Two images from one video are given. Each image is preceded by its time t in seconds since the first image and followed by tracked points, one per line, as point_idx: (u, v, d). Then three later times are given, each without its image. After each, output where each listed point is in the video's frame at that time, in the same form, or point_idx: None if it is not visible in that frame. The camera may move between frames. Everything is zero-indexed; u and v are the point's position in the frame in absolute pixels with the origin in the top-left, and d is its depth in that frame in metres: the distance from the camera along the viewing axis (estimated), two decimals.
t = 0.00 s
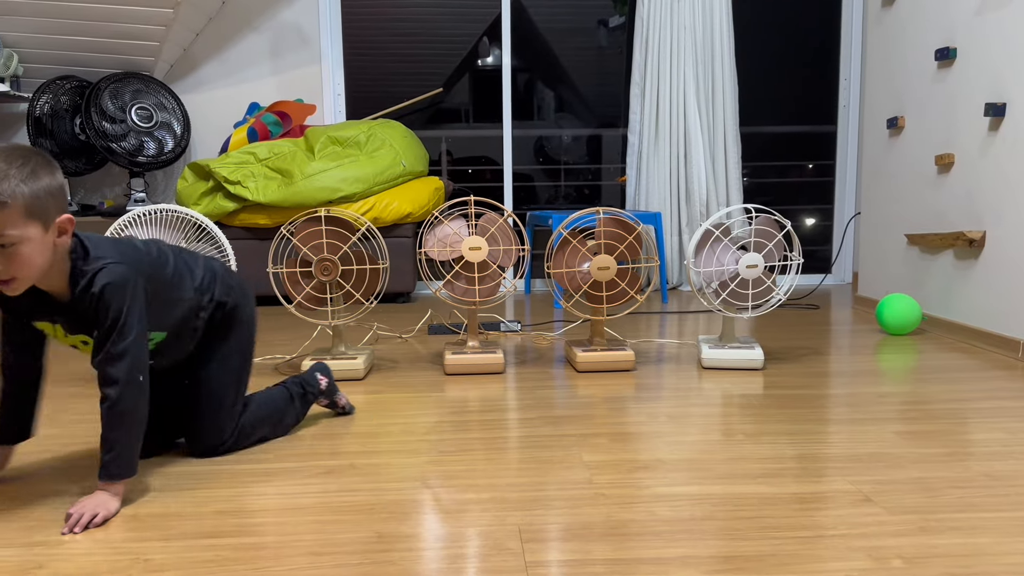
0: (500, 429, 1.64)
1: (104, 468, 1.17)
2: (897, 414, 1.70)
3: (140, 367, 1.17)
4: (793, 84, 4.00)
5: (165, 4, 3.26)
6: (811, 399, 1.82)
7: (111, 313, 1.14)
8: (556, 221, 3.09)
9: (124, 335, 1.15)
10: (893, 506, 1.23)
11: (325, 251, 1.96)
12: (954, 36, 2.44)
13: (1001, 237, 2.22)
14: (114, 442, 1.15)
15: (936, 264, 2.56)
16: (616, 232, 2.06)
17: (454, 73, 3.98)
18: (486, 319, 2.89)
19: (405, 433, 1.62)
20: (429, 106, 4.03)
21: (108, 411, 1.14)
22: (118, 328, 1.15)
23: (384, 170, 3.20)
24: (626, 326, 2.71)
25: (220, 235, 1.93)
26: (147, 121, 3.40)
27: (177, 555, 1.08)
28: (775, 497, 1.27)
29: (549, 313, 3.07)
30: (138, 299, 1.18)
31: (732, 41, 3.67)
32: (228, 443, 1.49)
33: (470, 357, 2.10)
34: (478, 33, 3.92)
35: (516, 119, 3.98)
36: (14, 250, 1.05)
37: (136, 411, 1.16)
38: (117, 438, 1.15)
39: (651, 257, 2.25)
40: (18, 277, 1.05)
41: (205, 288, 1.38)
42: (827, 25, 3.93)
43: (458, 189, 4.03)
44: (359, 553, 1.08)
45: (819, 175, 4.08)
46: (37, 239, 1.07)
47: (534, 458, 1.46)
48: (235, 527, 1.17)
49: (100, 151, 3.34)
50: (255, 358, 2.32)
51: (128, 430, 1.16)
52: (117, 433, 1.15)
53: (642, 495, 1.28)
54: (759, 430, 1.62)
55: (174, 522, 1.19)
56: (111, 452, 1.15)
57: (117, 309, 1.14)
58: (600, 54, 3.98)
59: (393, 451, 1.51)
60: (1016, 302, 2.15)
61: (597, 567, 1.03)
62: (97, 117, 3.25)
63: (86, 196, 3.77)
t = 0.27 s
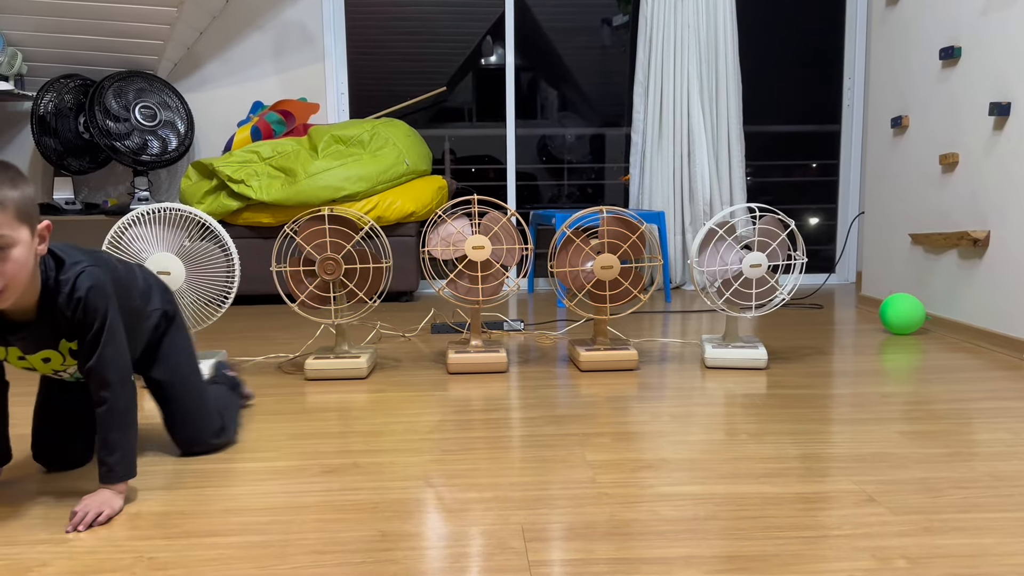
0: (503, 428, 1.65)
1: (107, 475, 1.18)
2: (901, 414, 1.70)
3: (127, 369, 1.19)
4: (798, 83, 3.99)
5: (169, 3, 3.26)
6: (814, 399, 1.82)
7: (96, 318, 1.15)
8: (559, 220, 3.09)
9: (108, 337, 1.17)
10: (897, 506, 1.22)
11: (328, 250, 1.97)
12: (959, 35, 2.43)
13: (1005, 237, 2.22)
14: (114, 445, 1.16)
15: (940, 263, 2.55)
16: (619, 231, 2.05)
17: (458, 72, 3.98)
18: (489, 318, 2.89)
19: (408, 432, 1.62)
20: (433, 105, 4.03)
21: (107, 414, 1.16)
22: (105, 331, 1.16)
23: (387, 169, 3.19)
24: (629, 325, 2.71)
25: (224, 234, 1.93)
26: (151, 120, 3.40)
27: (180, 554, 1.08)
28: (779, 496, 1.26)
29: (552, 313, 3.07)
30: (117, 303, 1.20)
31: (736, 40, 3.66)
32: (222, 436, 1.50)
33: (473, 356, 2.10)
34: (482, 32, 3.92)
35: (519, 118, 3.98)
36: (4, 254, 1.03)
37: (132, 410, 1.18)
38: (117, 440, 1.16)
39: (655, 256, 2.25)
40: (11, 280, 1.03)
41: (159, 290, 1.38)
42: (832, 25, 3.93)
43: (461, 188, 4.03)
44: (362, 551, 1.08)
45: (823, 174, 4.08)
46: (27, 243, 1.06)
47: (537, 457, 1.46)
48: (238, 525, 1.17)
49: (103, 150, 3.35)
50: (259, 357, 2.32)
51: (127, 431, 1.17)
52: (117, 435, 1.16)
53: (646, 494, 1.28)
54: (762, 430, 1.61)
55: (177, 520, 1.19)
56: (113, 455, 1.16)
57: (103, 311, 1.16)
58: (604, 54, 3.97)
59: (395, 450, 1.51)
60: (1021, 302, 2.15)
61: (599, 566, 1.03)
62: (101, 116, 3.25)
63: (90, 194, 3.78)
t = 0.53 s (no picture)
0: (505, 427, 1.65)
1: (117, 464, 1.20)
2: (903, 413, 1.70)
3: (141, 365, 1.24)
4: (800, 83, 3.99)
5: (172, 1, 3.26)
6: (816, 399, 1.82)
7: (122, 313, 1.21)
8: (562, 219, 3.09)
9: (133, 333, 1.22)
10: (898, 505, 1.22)
11: (330, 249, 1.97)
12: (962, 34, 2.43)
13: (1007, 237, 2.22)
14: (127, 434, 1.20)
15: (942, 263, 2.55)
16: (621, 231, 2.06)
17: (460, 70, 3.98)
18: (491, 317, 2.89)
19: (410, 431, 1.62)
20: (435, 104, 4.03)
21: (129, 402, 1.20)
22: (129, 325, 1.22)
23: (389, 167, 3.20)
24: (631, 325, 2.71)
25: (227, 232, 1.93)
26: (154, 118, 3.40)
27: (182, 552, 1.08)
28: (781, 496, 1.26)
29: (554, 312, 3.07)
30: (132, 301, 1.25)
31: (738, 39, 3.66)
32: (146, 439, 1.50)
33: (475, 355, 2.10)
34: (484, 30, 3.91)
35: (521, 117, 3.98)
36: (63, 238, 1.06)
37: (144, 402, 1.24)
38: (131, 429, 1.20)
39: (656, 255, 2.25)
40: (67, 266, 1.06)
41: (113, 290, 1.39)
42: (835, 23, 3.92)
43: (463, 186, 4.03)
44: (363, 550, 1.08)
45: (826, 173, 4.07)
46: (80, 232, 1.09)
47: (539, 456, 1.46)
48: (240, 524, 1.17)
49: (106, 148, 3.35)
50: (261, 355, 2.32)
51: (139, 421, 1.22)
52: (131, 424, 1.21)
53: (647, 493, 1.28)
54: (764, 429, 1.61)
55: (179, 518, 1.20)
56: (127, 444, 1.19)
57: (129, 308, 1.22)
58: (606, 52, 3.97)
59: (397, 449, 1.51)
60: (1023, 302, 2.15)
61: (601, 565, 1.03)
62: (104, 114, 3.25)
63: (92, 192, 3.78)
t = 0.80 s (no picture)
0: (506, 425, 1.65)
1: (138, 416, 1.25)
2: (904, 412, 1.70)
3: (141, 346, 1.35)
4: (802, 83, 3.99)
5: None
6: (817, 398, 1.82)
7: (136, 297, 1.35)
8: (563, 218, 3.09)
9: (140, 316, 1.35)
10: (899, 505, 1.22)
11: (331, 247, 1.97)
12: (964, 34, 2.43)
13: (1008, 237, 2.22)
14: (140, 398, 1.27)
15: (943, 263, 2.55)
16: (622, 229, 2.05)
17: (462, 69, 3.98)
18: (492, 316, 2.89)
19: (410, 429, 1.62)
20: (436, 102, 4.03)
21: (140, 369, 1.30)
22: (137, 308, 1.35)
23: (391, 166, 3.20)
24: (632, 324, 2.71)
25: (228, 230, 1.93)
26: (155, 116, 3.40)
27: (183, 549, 1.08)
28: (781, 495, 1.26)
29: (555, 310, 3.07)
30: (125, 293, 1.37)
31: (740, 38, 3.65)
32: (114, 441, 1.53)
33: (476, 353, 2.10)
34: (485, 29, 3.91)
35: (522, 116, 3.97)
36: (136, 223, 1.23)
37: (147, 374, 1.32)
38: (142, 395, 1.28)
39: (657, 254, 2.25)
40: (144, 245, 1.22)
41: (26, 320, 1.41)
42: (837, 22, 3.92)
43: (464, 185, 4.03)
44: (364, 548, 1.08)
45: (826, 173, 4.08)
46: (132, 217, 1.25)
47: (540, 455, 1.46)
48: (241, 521, 1.17)
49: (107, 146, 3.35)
50: (262, 353, 2.32)
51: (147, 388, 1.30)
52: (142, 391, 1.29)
53: (648, 492, 1.28)
54: (765, 428, 1.62)
55: (180, 516, 1.20)
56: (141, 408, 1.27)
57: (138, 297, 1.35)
58: (607, 51, 3.97)
59: (398, 447, 1.51)
60: None
61: (601, 564, 1.03)
62: (105, 112, 3.26)
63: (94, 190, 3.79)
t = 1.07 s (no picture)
0: (506, 424, 1.65)
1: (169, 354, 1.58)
2: (904, 412, 1.70)
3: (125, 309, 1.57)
4: (803, 82, 3.99)
5: None
6: (817, 397, 1.82)
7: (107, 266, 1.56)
8: (563, 217, 3.09)
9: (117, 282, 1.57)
10: (899, 505, 1.22)
11: (332, 246, 1.97)
12: (965, 33, 2.43)
13: (1009, 237, 2.22)
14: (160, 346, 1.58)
15: (944, 263, 2.55)
16: (623, 229, 2.05)
17: (463, 67, 3.97)
18: (492, 314, 2.89)
19: (410, 428, 1.62)
20: (437, 101, 4.03)
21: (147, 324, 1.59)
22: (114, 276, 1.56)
23: (391, 164, 3.19)
24: (632, 323, 2.71)
25: (228, 228, 1.93)
26: (155, 114, 3.40)
27: (183, 547, 1.08)
28: (781, 495, 1.26)
29: (555, 309, 3.06)
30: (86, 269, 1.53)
31: (741, 37, 3.65)
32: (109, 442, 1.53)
33: (477, 352, 2.10)
34: (487, 27, 3.91)
35: (523, 115, 3.97)
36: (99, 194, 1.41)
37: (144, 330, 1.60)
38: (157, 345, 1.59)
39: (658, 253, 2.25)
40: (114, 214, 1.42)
41: None
42: (838, 22, 3.91)
43: (465, 184, 4.03)
44: (363, 547, 1.08)
45: (827, 172, 4.08)
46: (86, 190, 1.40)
47: (540, 454, 1.46)
48: (241, 520, 1.17)
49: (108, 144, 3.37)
50: (262, 352, 2.33)
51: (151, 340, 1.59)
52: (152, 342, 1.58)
53: (648, 491, 1.28)
54: (765, 428, 1.62)
55: (180, 514, 1.20)
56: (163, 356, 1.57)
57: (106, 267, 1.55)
58: (608, 50, 3.97)
59: (398, 446, 1.51)
60: None
61: (601, 563, 1.03)
62: (106, 110, 3.28)
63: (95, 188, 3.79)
